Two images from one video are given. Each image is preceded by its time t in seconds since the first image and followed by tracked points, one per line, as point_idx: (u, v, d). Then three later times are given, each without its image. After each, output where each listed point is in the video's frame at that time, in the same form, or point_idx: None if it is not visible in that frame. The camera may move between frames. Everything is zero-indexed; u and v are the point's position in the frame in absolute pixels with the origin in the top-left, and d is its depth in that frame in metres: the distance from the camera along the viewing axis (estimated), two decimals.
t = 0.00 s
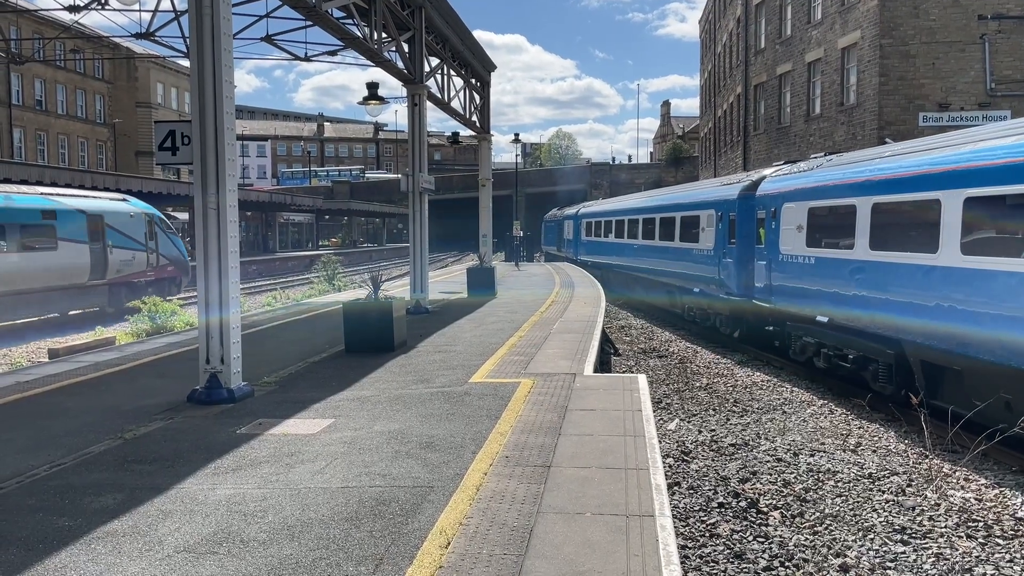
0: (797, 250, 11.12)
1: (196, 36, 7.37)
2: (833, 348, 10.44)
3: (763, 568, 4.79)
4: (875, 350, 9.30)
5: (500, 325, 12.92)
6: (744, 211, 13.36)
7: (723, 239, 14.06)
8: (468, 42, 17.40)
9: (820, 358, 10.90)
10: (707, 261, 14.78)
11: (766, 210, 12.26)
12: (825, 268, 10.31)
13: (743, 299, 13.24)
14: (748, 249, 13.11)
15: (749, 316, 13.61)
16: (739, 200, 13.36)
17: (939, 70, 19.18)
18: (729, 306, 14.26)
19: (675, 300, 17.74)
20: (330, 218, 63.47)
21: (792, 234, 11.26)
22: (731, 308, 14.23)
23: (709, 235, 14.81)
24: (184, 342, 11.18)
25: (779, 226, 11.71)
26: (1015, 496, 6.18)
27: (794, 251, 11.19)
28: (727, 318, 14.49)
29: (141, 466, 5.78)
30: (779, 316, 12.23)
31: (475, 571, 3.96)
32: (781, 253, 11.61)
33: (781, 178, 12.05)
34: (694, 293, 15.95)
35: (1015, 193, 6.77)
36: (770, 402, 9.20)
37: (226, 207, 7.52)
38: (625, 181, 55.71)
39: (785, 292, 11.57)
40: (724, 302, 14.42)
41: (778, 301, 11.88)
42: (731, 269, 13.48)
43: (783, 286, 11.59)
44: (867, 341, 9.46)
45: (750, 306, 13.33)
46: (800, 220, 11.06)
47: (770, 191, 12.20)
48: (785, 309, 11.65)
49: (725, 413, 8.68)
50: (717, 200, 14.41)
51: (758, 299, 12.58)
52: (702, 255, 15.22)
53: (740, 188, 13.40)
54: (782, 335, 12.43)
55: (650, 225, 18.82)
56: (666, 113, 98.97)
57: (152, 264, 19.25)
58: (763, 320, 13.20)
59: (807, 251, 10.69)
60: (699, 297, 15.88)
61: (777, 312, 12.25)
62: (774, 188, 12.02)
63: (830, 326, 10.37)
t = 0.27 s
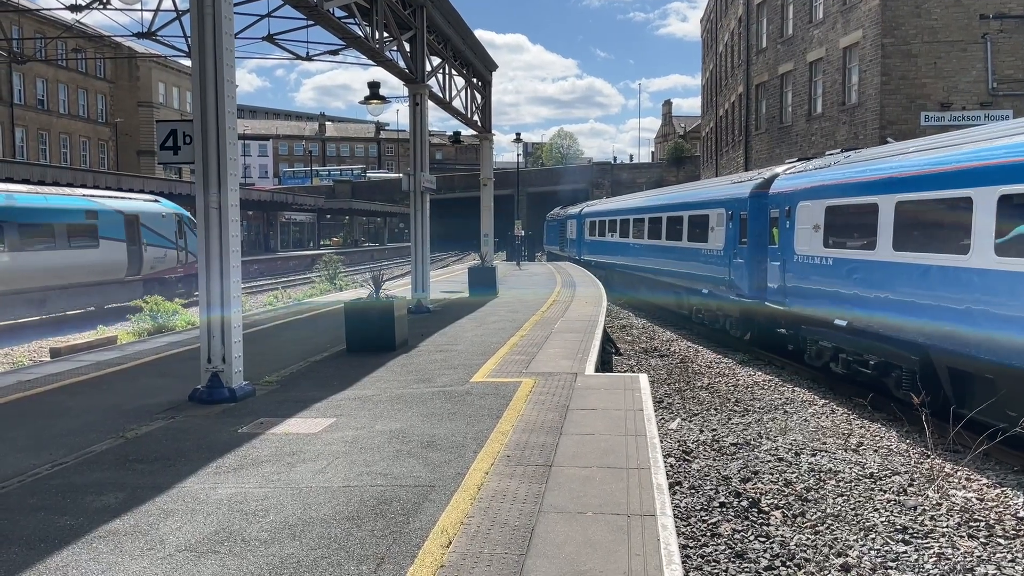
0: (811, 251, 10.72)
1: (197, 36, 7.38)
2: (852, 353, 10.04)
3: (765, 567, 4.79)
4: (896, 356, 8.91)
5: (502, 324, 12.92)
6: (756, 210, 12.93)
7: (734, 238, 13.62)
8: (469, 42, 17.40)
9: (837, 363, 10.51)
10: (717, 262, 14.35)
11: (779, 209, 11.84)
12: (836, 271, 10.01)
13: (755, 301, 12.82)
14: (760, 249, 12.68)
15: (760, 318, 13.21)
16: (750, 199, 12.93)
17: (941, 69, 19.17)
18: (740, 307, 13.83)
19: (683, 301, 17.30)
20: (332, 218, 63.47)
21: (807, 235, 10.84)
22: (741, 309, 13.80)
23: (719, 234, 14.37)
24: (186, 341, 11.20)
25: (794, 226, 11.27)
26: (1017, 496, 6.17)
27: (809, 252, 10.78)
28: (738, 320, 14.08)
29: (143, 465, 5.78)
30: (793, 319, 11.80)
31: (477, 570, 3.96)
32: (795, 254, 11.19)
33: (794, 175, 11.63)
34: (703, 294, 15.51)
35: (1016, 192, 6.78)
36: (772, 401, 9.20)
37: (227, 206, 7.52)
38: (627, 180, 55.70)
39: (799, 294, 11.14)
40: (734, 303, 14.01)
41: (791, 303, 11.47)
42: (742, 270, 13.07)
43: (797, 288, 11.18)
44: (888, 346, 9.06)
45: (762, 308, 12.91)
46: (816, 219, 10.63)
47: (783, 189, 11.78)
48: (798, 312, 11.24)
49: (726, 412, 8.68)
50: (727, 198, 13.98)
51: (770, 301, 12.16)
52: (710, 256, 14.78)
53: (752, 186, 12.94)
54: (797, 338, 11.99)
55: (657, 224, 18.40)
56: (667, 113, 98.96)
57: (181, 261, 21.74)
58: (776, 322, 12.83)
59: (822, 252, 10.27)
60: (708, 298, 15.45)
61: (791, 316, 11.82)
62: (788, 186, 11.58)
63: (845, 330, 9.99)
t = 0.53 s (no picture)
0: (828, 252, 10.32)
1: (198, 36, 7.38)
2: (872, 358, 9.62)
3: (766, 567, 4.79)
4: (921, 362, 8.49)
5: (503, 324, 12.93)
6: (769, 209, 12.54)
7: (745, 238, 13.21)
8: (470, 41, 17.39)
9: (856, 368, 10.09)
10: (727, 262, 13.95)
11: (794, 208, 11.46)
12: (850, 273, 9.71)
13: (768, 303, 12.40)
14: (773, 249, 12.29)
15: (772, 321, 12.81)
16: (762, 198, 12.55)
17: (942, 69, 19.15)
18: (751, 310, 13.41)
19: (690, 303, 16.87)
20: (333, 218, 63.38)
21: (824, 234, 10.46)
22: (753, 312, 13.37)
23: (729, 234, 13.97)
24: (187, 340, 11.20)
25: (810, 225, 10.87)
26: (1018, 496, 6.16)
27: (826, 252, 10.39)
28: (748, 323, 13.66)
29: (144, 464, 5.79)
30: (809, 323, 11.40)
31: (477, 570, 3.96)
32: (811, 254, 10.81)
33: (809, 173, 11.25)
34: (712, 296, 15.10)
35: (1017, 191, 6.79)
36: (773, 401, 9.20)
37: (228, 206, 7.51)
38: (628, 180, 55.68)
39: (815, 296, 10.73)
40: (745, 306, 13.60)
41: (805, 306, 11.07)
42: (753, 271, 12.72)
43: (812, 290, 10.80)
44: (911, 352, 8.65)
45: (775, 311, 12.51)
46: (834, 218, 10.25)
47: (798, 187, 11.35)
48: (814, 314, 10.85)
49: (727, 412, 8.69)
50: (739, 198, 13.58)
51: (784, 303, 11.77)
52: (719, 256, 14.42)
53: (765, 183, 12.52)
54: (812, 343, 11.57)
55: (664, 224, 18.00)
56: (669, 113, 98.87)
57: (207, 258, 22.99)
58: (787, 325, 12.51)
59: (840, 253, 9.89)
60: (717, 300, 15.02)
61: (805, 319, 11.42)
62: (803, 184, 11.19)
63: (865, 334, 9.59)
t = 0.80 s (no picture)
0: (846, 252, 9.86)
1: (199, 35, 7.37)
2: (893, 365, 9.24)
3: (766, 567, 4.79)
4: (948, 369, 8.08)
5: (504, 323, 12.93)
6: (781, 208, 12.21)
7: (757, 238, 12.92)
8: (471, 41, 17.38)
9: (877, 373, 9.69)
10: (739, 263, 13.62)
11: (807, 207, 10.99)
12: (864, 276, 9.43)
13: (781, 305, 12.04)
14: (786, 250, 11.97)
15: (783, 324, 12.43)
16: (774, 197, 12.34)
17: (943, 69, 19.15)
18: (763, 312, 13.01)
19: (699, 305, 16.46)
20: (334, 218, 63.35)
21: (841, 234, 9.97)
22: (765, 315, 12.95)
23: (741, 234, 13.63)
24: (187, 339, 11.21)
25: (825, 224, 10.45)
26: (1019, 496, 6.16)
27: (844, 253, 9.92)
28: (759, 326, 13.27)
29: (144, 464, 5.79)
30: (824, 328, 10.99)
31: (478, 570, 3.95)
32: (825, 255, 10.40)
33: (824, 169, 10.76)
34: (722, 297, 14.73)
35: (1016, 191, 6.80)
36: (774, 401, 9.20)
37: (229, 206, 7.51)
38: (628, 180, 55.66)
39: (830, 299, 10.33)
40: (756, 308, 13.24)
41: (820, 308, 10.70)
42: (765, 272, 12.46)
43: (827, 291, 10.41)
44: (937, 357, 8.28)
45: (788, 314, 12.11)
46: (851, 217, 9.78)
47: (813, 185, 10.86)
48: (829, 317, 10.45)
49: (727, 412, 8.69)
50: (751, 196, 13.23)
51: (797, 305, 11.38)
52: (728, 257, 14.19)
53: (777, 181, 12.29)
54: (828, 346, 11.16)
55: (672, 224, 17.69)
56: (669, 113, 98.83)
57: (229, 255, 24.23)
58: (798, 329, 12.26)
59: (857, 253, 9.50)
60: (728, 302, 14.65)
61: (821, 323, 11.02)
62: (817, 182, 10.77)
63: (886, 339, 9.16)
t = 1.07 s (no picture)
0: (865, 254, 9.46)
1: (200, 35, 7.37)
2: (915, 372, 8.83)
3: (767, 566, 4.79)
4: (975, 377, 7.71)
5: (504, 323, 12.93)
6: (794, 207, 11.84)
7: (768, 238, 12.57)
8: (472, 41, 17.39)
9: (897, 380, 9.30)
10: (750, 264, 13.28)
11: (823, 206, 10.60)
12: (874, 279, 9.26)
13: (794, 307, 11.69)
14: (798, 250, 11.63)
15: (794, 326, 12.08)
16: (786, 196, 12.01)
17: (943, 69, 19.15)
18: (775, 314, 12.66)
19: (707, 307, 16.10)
20: (334, 218, 63.36)
21: (858, 236, 9.59)
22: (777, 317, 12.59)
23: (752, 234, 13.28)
24: (188, 339, 11.21)
25: (840, 224, 10.09)
26: (1019, 497, 6.15)
27: (863, 255, 9.51)
28: (771, 328, 12.91)
29: (145, 464, 5.79)
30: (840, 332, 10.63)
31: (478, 570, 3.96)
32: (840, 256, 10.07)
33: (841, 168, 10.36)
34: (731, 299, 14.37)
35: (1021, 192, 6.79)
36: (774, 401, 9.20)
37: (230, 206, 7.51)
38: (628, 180, 55.67)
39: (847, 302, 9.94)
40: (768, 310, 12.89)
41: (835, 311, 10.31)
42: (777, 273, 12.14)
43: (842, 293, 10.06)
44: (961, 365, 7.89)
45: (801, 316, 11.75)
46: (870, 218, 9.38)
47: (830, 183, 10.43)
48: (844, 321, 10.09)
49: (728, 412, 8.70)
50: (762, 194, 12.87)
51: (812, 307, 11.03)
52: (739, 257, 13.88)
53: (790, 180, 11.97)
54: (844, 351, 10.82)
55: (679, 224, 17.34)
56: (669, 113, 98.84)
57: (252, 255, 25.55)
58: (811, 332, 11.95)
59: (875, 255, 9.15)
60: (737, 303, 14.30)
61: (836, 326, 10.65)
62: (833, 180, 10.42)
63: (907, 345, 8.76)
